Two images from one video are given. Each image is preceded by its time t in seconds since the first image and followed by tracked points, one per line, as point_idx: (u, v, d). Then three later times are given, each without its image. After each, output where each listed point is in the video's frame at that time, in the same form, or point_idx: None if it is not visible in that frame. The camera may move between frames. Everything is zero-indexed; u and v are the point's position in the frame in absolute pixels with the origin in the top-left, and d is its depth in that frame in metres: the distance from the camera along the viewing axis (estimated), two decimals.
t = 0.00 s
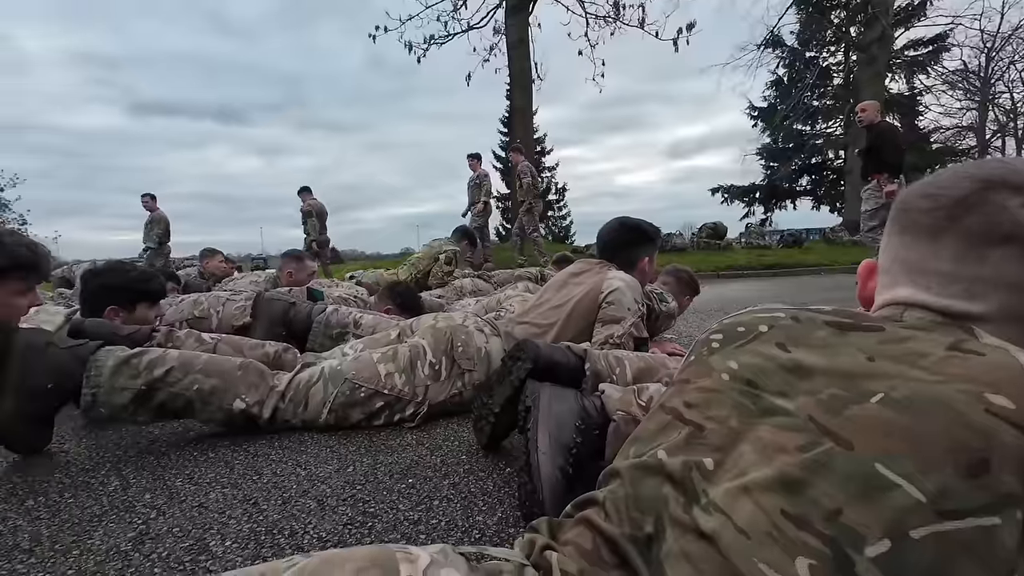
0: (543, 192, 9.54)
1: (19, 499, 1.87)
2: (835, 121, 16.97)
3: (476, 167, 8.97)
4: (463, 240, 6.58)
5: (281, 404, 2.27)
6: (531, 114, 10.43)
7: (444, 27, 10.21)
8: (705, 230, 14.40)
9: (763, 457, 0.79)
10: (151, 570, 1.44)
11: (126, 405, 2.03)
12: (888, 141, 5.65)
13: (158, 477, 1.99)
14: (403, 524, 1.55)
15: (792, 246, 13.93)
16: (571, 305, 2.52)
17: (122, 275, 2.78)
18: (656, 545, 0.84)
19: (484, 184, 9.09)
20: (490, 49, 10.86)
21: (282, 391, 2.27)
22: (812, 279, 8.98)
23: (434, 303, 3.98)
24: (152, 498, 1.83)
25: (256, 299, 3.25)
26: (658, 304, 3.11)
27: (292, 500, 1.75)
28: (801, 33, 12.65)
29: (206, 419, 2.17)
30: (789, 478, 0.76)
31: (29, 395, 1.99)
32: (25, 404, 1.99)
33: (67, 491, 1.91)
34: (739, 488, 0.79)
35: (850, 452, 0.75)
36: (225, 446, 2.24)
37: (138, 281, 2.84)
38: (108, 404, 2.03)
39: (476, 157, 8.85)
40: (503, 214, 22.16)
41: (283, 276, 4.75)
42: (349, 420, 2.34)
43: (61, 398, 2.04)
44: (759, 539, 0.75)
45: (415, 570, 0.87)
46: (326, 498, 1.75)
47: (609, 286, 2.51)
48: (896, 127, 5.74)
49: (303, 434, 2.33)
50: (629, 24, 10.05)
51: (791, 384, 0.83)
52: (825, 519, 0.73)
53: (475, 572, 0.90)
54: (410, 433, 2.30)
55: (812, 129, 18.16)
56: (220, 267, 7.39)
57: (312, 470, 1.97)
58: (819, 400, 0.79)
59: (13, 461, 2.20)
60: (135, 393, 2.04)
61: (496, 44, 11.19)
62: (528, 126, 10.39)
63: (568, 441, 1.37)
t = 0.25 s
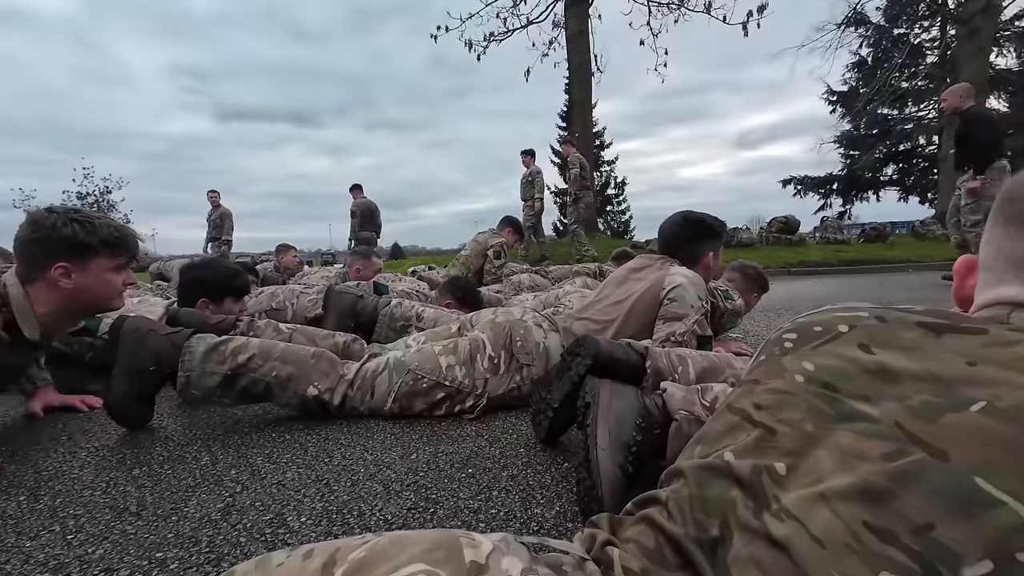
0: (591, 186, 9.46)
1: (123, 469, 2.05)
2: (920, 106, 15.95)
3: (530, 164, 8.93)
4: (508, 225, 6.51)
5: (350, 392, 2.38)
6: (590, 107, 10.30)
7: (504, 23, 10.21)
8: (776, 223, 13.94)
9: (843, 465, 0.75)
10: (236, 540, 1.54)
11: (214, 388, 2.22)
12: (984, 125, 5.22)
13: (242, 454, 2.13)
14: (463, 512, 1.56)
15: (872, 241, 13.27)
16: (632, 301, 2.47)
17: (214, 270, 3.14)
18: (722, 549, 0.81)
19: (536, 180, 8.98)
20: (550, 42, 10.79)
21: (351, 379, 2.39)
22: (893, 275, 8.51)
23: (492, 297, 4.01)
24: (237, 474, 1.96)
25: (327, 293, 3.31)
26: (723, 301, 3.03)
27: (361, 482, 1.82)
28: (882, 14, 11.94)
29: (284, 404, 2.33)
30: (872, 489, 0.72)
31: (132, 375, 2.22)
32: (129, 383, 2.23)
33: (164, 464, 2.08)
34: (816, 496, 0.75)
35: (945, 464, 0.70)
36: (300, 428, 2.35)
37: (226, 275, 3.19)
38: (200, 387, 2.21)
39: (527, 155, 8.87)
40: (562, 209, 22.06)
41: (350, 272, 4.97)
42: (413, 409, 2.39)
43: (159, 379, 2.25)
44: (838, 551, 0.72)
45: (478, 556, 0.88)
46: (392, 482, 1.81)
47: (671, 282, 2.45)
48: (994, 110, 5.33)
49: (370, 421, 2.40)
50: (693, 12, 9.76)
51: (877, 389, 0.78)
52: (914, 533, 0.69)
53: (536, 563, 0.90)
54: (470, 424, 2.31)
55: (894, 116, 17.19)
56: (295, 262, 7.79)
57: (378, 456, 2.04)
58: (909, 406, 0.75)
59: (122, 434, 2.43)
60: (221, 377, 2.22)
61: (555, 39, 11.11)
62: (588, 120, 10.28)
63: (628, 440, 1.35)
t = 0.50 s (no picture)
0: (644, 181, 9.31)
1: (201, 448, 2.24)
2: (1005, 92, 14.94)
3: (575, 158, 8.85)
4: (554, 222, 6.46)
5: (404, 382, 2.44)
6: (643, 101, 10.15)
7: (556, 18, 10.13)
8: (845, 217, 13.44)
9: (916, 468, 0.72)
10: (299, 516, 1.66)
11: (280, 375, 2.30)
12: None
13: (305, 439, 2.27)
14: (511, 503, 1.57)
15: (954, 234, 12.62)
16: (686, 296, 2.43)
17: (283, 266, 3.32)
18: (780, 549, 0.78)
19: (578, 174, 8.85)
20: (602, 36, 10.66)
21: (405, 369, 2.44)
22: (971, 273, 8.04)
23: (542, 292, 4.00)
24: (300, 456, 2.10)
25: (382, 287, 3.38)
26: (783, 297, 2.92)
27: (413, 469, 1.90)
28: None
29: (343, 392, 2.41)
30: (950, 494, 0.69)
31: (208, 362, 2.36)
32: (204, 369, 2.37)
33: (235, 446, 2.25)
34: (885, 498, 0.72)
35: None
36: (357, 415, 2.46)
37: (292, 272, 3.34)
38: (267, 374, 2.30)
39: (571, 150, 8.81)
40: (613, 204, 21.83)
41: (405, 268, 5.08)
42: (463, 401, 2.41)
43: (230, 365, 2.38)
44: (908, 557, 0.69)
45: (525, 542, 0.88)
46: (442, 470, 1.87)
47: (728, 276, 2.38)
48: None
49: (422, 411, 2.44)
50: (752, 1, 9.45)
51: (959, 388, 0.74)
52: (997, 542, 0.67)
53: (583, 551, 0.90)
54: (519, 417, 2.31)
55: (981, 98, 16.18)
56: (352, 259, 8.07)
57: (430, 444, 2.11)
58: (994, 407, 0.71)
59: (198, 417, 2.63)
60: (286, 366, 2.30)
61: (608, 31, 10.97)
62: (641, 113, 10.10)
63: (679, 437, 1.32)
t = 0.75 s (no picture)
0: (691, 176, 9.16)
1: (256, 433, 2.33)
2: None
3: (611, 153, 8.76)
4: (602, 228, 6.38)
5: (445, 374, 2.45)
6: (686, 93, 9.90)
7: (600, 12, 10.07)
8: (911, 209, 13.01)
9: (985, 463, 0.69)
10: (345, 500, 1.70)
11: (327, 366, 2.36)
12: None
13: (351, 427, 2.32)
14: (551, 494, 1.57)
15: None
16: (735, 289, 2.36)
17: (331, 260, 3.39)
18: (830, 545, 0.75)
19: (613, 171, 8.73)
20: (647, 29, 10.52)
21: (445, 362, 2.45)
22: None
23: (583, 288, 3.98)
24: (346, 443, 2.15)
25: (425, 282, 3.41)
26: (840, 293, 2.83)
27: (454, 459, 1.92)
28: None
29: (388, 383, 2.45)
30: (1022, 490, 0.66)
31: (261, 352, 2.43)
32: (258, 358, 2.43)
33: (287, 432, 2.32)
34: (951, 495, 0.69)
35: None
36: (401, 405, 2.50)
37: (340, 266, 3.42)
38: (315, 364, 2.36)
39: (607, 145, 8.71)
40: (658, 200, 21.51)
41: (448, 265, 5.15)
42: (504, 394, 2.42)
43: (283, 356, 2.44)
44: (979, 558, 0.65)
45: (561, 527, 0.89)
46: (483, 461, 1.88)
47: (779, 270, 2.31)
48: None
49: (463, 402, 2.46)
50: None
51: None
52: None
53: (621, 540, 0.90)
54: (558, 412, 2.30)
55: None
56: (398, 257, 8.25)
57: (471, 435, 2.13)
58: None
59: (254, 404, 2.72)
60: (333, 357, 2.36)
61: (652, 23, 10.79)
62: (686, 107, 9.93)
63: (724, 433, 1.28)
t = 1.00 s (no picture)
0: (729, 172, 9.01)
1: (296, 425, 2.37)
2: None
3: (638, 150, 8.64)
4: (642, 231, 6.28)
5: (478, 370, 2.46)
6: (724, 85, 9.71)
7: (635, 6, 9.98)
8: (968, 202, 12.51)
9: None
10: (382, 493, 1.72)
11: (364, 361, 2.38)
12: None
13: (387, 421, 2.35)
14: (585, 493, 1.56)
15: None
16: (777, 287, 2.30)
17: (368, 258, 3.43)
18: (886, 551, 0.72)
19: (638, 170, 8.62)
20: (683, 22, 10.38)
21: (479, 359, 2.46)
22: None
23: (617, 285, 3.93)
24: (382, 437, 2.17)
25: (459, 279, 3.41)
26: (890, 291, 2.73)
27: (488, 455, 1.92)
28: None
29: (422, 378, 2.47)
30: None
31: (301, 347, 2.49)
32: (298, 352, 2.50)
33: (325, 425, 2.36)
34: None
35: None
36: (435, 401, 2.51)
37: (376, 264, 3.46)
38: (352, 359, 2.38)
39: (634, 140, 8.60)
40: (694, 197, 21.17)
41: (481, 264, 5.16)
42: (536, 392, 2.40)
43: (322, 351, 2.49)
44: None
45: (597, 524, 0.88)
46: (516, 458, 1.88)
47: (824, 265, 2.23)
48: None
49: (497, 399, 2.46)
50: None
51: None
52: None
53: (658, 539, 0.88)
54: (592, 410, 2.28)
55: None
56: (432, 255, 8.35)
57: (505, 431, 2.12)
58: None
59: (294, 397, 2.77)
60: (369, 352, 2.37)
61: (688, 16, 10.61)
62: (724, 101, 9.76)
63: (766, 435, 1.25)
